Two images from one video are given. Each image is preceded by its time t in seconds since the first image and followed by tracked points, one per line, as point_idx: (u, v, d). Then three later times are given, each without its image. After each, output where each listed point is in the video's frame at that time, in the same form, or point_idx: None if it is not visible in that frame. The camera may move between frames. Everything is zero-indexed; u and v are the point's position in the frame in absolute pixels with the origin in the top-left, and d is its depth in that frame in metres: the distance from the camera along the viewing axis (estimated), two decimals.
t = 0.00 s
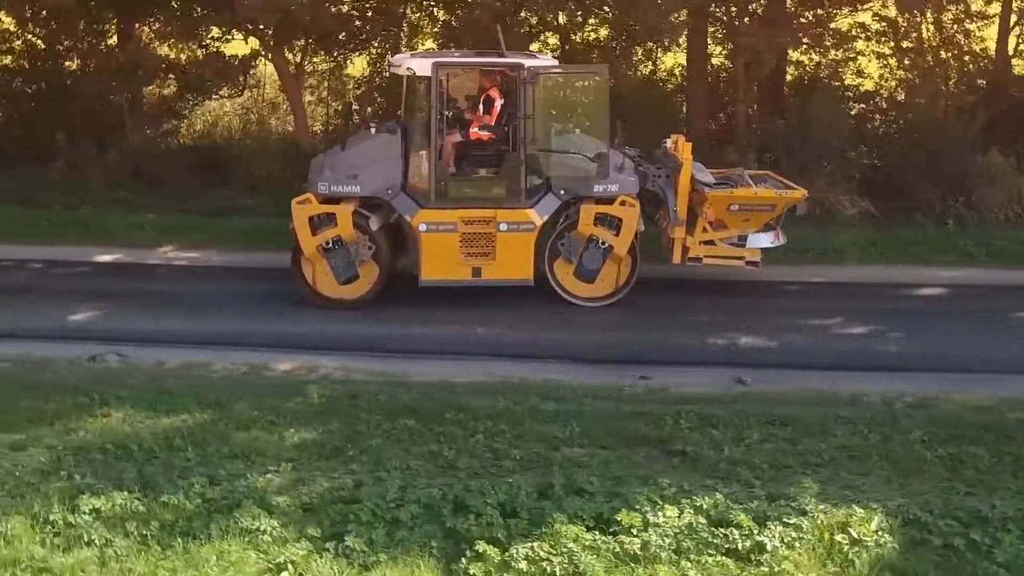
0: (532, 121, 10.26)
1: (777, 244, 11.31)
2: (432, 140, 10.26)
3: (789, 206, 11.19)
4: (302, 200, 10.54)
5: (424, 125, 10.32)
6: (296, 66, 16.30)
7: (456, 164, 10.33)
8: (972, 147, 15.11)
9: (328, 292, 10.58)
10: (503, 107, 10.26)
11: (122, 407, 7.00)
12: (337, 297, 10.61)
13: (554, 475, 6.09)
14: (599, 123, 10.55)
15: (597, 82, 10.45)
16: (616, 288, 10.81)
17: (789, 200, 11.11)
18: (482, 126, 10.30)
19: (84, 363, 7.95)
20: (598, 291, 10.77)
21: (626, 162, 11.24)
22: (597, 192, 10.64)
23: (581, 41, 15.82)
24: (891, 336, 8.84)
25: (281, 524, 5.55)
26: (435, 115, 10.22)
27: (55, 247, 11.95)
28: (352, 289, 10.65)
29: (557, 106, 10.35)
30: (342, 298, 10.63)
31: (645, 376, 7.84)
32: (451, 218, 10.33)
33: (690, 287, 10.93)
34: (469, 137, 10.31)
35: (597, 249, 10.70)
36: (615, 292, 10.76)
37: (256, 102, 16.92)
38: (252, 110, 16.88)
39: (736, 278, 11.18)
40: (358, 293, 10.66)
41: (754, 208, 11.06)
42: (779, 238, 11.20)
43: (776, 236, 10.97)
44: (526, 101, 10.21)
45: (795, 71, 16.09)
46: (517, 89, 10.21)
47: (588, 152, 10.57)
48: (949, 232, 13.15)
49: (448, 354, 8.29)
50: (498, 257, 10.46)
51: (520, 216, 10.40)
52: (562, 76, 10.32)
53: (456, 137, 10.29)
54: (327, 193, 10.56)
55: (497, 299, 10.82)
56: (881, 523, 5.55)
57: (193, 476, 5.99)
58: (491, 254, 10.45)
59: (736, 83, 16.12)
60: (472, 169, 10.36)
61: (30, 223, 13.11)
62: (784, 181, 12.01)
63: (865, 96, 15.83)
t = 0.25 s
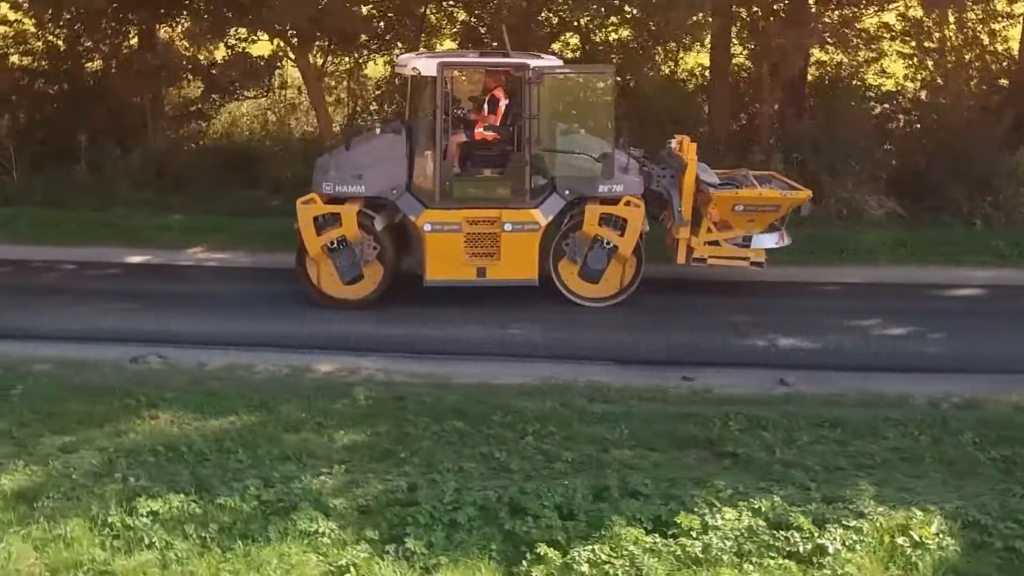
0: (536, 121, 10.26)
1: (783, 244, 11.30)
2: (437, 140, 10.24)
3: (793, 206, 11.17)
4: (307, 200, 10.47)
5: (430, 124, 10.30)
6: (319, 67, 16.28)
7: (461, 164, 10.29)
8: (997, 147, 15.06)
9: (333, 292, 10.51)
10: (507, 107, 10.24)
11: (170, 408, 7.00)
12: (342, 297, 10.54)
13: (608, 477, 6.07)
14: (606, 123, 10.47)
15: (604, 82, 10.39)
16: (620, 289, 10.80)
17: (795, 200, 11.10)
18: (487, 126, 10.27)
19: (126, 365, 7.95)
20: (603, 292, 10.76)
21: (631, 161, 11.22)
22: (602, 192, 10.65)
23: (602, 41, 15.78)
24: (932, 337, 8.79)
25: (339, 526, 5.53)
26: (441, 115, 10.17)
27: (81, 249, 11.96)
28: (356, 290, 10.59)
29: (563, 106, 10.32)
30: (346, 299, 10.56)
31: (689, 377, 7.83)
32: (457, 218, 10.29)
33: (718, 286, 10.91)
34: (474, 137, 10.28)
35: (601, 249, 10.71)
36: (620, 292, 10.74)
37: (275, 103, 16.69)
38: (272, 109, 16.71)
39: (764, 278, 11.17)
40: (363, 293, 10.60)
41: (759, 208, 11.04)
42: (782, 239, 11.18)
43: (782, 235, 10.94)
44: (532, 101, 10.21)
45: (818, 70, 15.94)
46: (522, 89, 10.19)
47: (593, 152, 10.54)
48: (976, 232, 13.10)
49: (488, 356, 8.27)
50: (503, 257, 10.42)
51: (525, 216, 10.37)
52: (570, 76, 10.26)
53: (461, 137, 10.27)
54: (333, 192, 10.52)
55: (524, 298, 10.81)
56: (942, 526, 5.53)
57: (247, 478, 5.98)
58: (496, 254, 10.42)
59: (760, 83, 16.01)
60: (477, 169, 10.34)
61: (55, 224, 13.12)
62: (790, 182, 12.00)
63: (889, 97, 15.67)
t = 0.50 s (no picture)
0: (541, 120, 10.11)
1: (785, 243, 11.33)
2: (440, 140, 10.08)
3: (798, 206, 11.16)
4: (310, 200, 10.34)
5: (434, 124, 10.12)
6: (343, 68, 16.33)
7: (464, 164, 10.15)
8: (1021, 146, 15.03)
9: (335, 291, 10.45)
10: (512, 106, 10.10)
11: (215, 410, 6.98)
12: (344, 296, 10.47)
13: (662, 479, 6.04)
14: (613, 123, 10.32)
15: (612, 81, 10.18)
16: (623, 288, 10.72)
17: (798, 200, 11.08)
18: (491, 125, 10.15)
19: (166, 366, 7.93)
20: (606, 291, 10.68)
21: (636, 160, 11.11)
22: (605, 192, 10.53)
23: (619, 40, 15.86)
24: (971, 338, 8.77)
25: (397, 528, 5.51)
26: (445, 115, 10.02)
27: (105, 250, 11.94)
28: (359, 289, 10.52)
29: (568, 105, 10.15)
30: (349, 298, 10.49)
31: (731, 378, 7.81)
32: (460, 218, 10.18)
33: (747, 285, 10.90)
34: (478, 136, 10.15)
35: (605, 248, 10.62)
36: (623, 292, 10.68)
37: (296, 104, 16.72)
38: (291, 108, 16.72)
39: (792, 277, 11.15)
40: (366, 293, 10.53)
41: (762, 208, 11.02)
42: (787, 238, 11.21)
43: (786, 234, 10.95)
44: (537, 101, 10.06)
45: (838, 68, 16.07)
46: (526, 88, 10.05)
47: (598, 151, 10.41)
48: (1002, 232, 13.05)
49: (527, 357, 8.25)
50: (507, 257, 10.32)
51: (530, 216, 10.26)
52: (575, 76, 10.09)
53: (464, 137, 10.11)
54: (336, 192, 10.38)
55: (550, 298, 10.78)
56: (1002, 527, 5.50)
57: (300, 479, 5.97)
58: (500, 254, 10.32)
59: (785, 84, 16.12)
60: (481, 168, 10.20)
61: (80, 225, 13.10)
62: (794, 180, 11.99)
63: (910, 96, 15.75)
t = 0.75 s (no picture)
0: (546, 120, 10.16)
1: (790, 242, 11.31)
2: (445, 139, 10.12)
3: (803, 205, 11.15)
4: (316, 199, 10.39)
5: (439, 123, 10.16)
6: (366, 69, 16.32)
7: (469, 163, 10.20)
8: None
9: (340, 290, 10.42)
10: (517, 105, 10.17)
11: (263, 410, 6.96)
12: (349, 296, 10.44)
13: (718, 480, 6.01)
14: (616, 121, 10.39)
15: (614, 81, 10.27)
16: (629, 287, 10.68)
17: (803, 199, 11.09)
18: (496, 124, 10.22)
19: (209, 367, 7.91)
20: (612, 291, 10.64)
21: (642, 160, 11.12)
22: (611, 191, 10.55)
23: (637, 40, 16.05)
24: (1012, 337, 8.73)
25: (456, 530, 5.49)
26: (450, 115, 10.05)
27: (130, 251, 11.93)
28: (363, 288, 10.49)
29: (572, 105, 10.22)
30: (354, 298, 10.46)
31: (776, 378, 7.78)
32: (464, 216, 10.21)
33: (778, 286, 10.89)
34: (483, 135, 10.22)
35: (610, 247, 10.59)
36: (628, 291, 10.62)
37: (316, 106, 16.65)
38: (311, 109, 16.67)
39: (821, 278, 11.13)
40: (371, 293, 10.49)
41: (768, 207, 11.03)
42: (792, 237, 11.19)
43: (792, 233, 10.95)
44: (541, 100, 10.11)
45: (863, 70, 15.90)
46: (531, 88, 10.09)
47: (603, 151, 10.45)
48: None
49: (569, 357, 8.23)
50: (512, 256, 10.31)
51: (535, 216, 10.29)
52: (580, 75, 10.16)
53: (469, 136, 10.17)
54: (341, 191, 10.42)
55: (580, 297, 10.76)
56: None
57: (355, 481, 5.95)
58: (504, 253, 10.31)
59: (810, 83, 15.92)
60: (486, 168, 10.26)
61: (106, 225, 13.10)
62: (799, 180, 11.99)
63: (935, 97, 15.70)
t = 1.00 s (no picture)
0: (546, 118, 10.12)
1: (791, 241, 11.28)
2: (445, 137, 10.08)
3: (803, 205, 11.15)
4: (316, 198, 10.34)
5: (439, 122, 10.12)
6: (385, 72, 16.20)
7: (469, 162, 10.15)
8: None
9: (340, 290, 10.42)
10: (518, 104, 10.12)
11: (304, 410, 6.94)
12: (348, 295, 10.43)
13: (766, 481, 5.99)
14: (616, 121, 10.35)
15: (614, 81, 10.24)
16: (629, 286, 10.65)
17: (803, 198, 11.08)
18: (496, 123, 10.17)
19: (245, 367, 7.90)
20: (612, 290, 10.62)
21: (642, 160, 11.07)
22: (611, 190, 10.49)
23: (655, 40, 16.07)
24: None
25: (508, 530, 5.48)
26: (450, 113, 10.01)
27: (150, 251, 11.91)
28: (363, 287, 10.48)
29: (572, 103, 10.19)
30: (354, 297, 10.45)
31: (816, 379, 7.76)
32: (465, 215, 10.18)
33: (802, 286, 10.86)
34: (483, 134, 10.17)
35: (610, 246, 10.56)
36: (628, 291, 10.61)
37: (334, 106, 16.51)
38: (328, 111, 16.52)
39: (847, 277, 11.10)
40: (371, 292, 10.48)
41: (768, 206, 11.02)
42: (792, 237, 11.15)
43: (792, 232, 10.93)
44: (542, 99, 10.06)
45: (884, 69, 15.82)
46: (531, 87, 10.04)
47: (603, 150, 10.40)
48: None
49: (606, 357, 8.21)
50: (512, 255, 10.27)
51: (535, 215, 10.25)
52: (580, 73, 10.12)
53: (469, 135, 10.13)
54: (340, 190, 10.37)
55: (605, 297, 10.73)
56: None
57: (403, 482, 5.94)
58: (505, 252, 10.28)
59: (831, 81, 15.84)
60: (486, 167, 10.22)
61: (127, 225, 13.09)
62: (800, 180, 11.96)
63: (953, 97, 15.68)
